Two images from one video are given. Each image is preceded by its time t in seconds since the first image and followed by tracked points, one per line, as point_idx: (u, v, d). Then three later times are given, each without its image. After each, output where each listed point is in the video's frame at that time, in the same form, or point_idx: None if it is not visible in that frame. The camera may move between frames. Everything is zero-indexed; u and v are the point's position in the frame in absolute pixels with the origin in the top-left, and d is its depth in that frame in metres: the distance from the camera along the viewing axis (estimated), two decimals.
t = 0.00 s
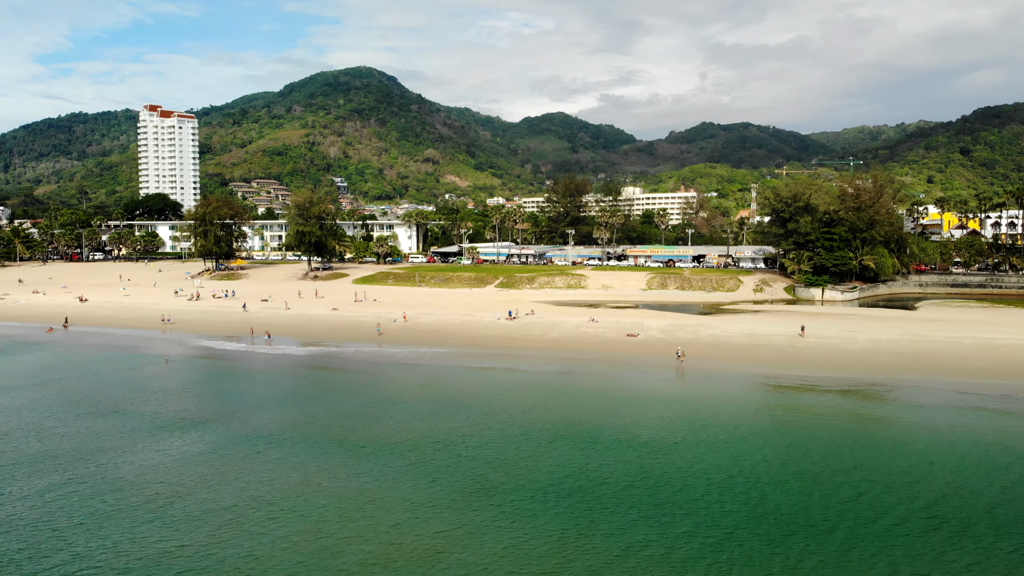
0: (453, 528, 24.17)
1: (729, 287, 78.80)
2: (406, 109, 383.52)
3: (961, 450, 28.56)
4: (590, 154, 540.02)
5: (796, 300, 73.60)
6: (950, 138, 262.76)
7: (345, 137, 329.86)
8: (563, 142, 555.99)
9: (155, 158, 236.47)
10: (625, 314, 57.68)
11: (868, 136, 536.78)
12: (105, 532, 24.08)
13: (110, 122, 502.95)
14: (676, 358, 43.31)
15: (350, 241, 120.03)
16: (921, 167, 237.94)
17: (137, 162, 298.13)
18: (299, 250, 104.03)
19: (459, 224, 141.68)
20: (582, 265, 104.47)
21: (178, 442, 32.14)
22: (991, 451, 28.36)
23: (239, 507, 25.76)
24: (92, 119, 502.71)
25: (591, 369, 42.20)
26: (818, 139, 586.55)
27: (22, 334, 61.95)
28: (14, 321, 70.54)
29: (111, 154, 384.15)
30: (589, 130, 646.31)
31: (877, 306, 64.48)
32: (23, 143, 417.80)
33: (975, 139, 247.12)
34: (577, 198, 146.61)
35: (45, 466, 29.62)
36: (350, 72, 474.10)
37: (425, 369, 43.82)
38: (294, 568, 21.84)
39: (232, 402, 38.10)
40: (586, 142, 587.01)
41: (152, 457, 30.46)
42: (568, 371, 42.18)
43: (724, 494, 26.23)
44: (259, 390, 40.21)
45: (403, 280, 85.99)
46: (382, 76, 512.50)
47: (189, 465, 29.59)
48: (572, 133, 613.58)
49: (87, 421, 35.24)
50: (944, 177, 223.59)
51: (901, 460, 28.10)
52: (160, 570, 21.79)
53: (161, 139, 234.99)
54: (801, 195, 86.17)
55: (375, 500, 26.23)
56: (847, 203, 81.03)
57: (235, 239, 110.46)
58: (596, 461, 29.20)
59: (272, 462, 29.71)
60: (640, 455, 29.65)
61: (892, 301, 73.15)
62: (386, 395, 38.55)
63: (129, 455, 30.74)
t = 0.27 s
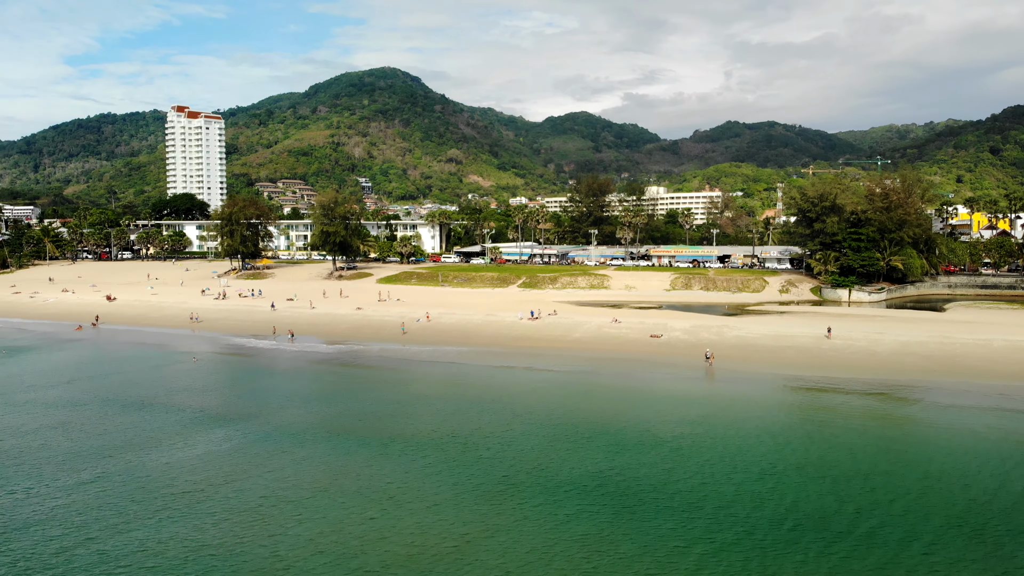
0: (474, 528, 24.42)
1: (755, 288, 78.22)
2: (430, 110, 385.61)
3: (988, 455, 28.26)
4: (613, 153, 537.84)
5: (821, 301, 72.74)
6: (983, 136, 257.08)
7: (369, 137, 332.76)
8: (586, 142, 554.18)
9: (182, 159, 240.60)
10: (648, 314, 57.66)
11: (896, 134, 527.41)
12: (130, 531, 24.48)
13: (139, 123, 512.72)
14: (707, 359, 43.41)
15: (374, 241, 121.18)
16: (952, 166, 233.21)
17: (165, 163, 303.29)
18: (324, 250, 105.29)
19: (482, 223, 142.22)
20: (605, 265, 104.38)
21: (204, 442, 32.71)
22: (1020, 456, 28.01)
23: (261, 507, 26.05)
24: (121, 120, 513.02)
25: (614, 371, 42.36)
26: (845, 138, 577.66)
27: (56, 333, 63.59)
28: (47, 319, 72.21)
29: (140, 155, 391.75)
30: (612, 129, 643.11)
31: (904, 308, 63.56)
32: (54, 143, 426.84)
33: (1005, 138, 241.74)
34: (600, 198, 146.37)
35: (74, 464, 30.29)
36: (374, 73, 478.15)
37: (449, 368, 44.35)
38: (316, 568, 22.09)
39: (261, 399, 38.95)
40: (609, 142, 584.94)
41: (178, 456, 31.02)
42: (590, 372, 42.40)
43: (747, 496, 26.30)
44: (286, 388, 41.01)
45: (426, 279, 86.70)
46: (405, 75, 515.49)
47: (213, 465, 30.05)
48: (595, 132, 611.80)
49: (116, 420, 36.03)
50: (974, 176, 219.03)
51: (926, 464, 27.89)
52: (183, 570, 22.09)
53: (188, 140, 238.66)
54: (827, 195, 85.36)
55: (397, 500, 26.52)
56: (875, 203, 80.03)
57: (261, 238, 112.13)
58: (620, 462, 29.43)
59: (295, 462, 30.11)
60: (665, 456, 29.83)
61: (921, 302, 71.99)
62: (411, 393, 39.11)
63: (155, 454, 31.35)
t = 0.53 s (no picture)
0: (497, 529, 24.63)
1: (781, 289, 77.40)
2: (453, 111, 387.48)
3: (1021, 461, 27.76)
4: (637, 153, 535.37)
5: (848, 303, 71.64)
6: (1016, 135, 251.38)
7: (394, 138, 335.35)
8: (609, 142, 552.13)
9: (210, 160, 244.53)
10: (672, 316, 57.50)
11: (926, 133, 518.11)
12: (156, 530, 24.88)
13: (168, 125, 522.10)
14: (732, 362, 43.24)
15: (397, 242, 122.21)
16: (984, 165, 228.47)
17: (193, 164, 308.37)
18: (349, 250, 106.44)
19: (504, 224, 142.62)
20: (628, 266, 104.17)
21: (230, 442, 33.22)
22: None
23: (285, 508, 26.36)
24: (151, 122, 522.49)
25: (638, 372, 42.36)
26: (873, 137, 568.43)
27: (85, 331, 64.88)
28: (78, 318, 73.68)
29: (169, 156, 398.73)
30: (636, 129, 639.82)
31: (934, 310, 62.37)
32: (86, 144, 436.16)
33: None
34: (623, 198, 145.78)
35: (103, 463, 30.91)
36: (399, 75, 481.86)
37: (473, 369, 44.73)
38: (338, 568, 22.32)
39: (288, 399, 39.67)
40: (632, 142, 582.55)
41: (204, 456, 31.53)
42: (614, 373, 42.43)
43: (771, 500, 26.22)
44: (312, 388, 41.65)
45: (449, 280, 87.25)
46: (429, 76, 518.26)
47: (238, 465, 30.47)
48: (619, 132, 609.39)
49: (145, 419, 36.71)
50: (1006, 176, 214.48)
51: (957, 470, 27.50)
52: (208, 569, 22.40)
53: (215, 141, 242.25)
54: (854, 195, 84.06)
55: (420, 501, 26.78)
56: (903, 204, 78.93)
57: (287, 239, 113.69)
58: (644, 464, 29.51)
59: (319, 463, 30.48)
60: (689, 458, 29.85)
61: (950, 304, 70.72)
62: (435, 394, 39.54)
63: (182, 454, 31.87)
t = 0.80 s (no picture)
0: (520, 529, 24.91)
1: (806, 290, 76.59)
2: (477, 110, 389.02)
3: None
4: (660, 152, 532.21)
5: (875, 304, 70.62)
6: None
7: (417, 138, 337.47)
8: (632, 140, 549.51)
9: (236, 160, 247.95)
10: (696, 316, 57.39)
11: (956, 131, 507.90)
12: (180, 528, 25.36)
13: (196, 125, 531.16)
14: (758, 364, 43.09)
15: (421, 241, 123.17)
16: (1017, 164, 223.49)
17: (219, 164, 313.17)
18: (372, 250, 107.49)
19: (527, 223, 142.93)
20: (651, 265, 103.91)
21: (254, 440, 33.79)
22: None
23: (306, 508, 26.74)
24: (176, 122, 532.64)
25: (660, 373, 42.39)
26: (903, 135, 558.55)
27: (114, 330, 66.26)
28: (107, 317, 75.51)
29: (196, 156, 405.49)
30: (659, 128, 635.88)
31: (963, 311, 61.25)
32: (115, 144, 444.60)
33: None
34: (646, 197, 145.18)
35: (134, 459, 31.80)
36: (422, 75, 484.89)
37: (496, 368, 45.14)
38: (358, 569, 22.59)
39: (313, 397, 40.49)
40: (656, 141, 579.46)
41: (232, 453, 32.27)
42: (636, 374, 42.51)
43: (793, 504, 26.14)
44: (337, 386, 42.35)
45: (472, 279, 87.77)
46: (452, 76, 521.12)
47: (266, 462, 31.22)
48: (642, 131, 606.08)
49: (172, 417, 37.45)
50: None
51: (987, 475, 27.15)
52: (230, 569, 22.78)
53: (241, 141, 245.55)
54: (882, 195, 82.83)
55: (443, 501, 27.12)
56: (931, 204, 78.30)
57: (312, 238, 115.16)
58: (665, 466, 29.57)
59: (344, 460, 31.10)
60: (712, 461, 29.85)
61: (980, 306, 69.50)
62: (458, 394, 40.00)
63: (212, 449, 32.80)
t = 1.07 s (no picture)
0: (544, 530, 25.23)
1: (834, 291, 75.74)
2: (500, 111, 390.15)
3: None
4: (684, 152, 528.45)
5: (903, 305, 69.79)
6: None
7: (441, 139, 339.45)
8: (656, 140, 546.49)
9: (262, 161, 251.60)
10: (720, 318, 57.25)
11: (990, 130, 496.93)
12: (207, 526, 25.89)
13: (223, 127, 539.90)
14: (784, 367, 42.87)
15: (444, 242, 124.08)
16: None
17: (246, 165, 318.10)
18: (396, 250, 108.56)
19: (550, 224, 143.22)
20: (675, 266, 103.59)
21: (279, 440, 34.41)
22: None
23: (331, 507, 27.17)
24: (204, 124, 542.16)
25: (684, 375, 42.42)
26: (934, 134, 547.98)
27: (143, 329, 67.59)
28: (137, 316, 77.45)
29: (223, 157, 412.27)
30: (683, 127, 631.47)
31: (994, 313, 60.31)
32: (144, 145, 453.54)
33: None
34: (671, 197, 144.52)
35: (168, 456, 32.79)
36: (446, 76, 487.67)
37: (520, 369, 45.56)
38: (382, 567, 23.04)
39: (340, 396, 41.27)
40: (680, 141, 575.68)
41: (261, 451, 33.10)
42: (660, 376, 42.59)
43: (819, 510, 26.07)
44: (363, 385, 43.14)
45: (495, 280, 88.30)
46: (475, 77, 523.34)
47: (294, 460, 31.99)
48: (666, 130, 602.44)
49: (203, 415, 38.49)
50: None
51: (1018, 483, 26.85)
52: (255, 567, 23.21)
53: (268, 142, 249.06)
54: (910, 195, 81.12)
55: (467, 501, 27.54)
56: (961, 203, 77.88)
57: (337, 239, 116.66)
58: (689, 470, 29.64)
59: (371, 459, 31.73)
60: (736, 465, 29.87)
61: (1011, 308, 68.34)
62: (483, 394, 40.47)
63: (243, 447, 33.69)
